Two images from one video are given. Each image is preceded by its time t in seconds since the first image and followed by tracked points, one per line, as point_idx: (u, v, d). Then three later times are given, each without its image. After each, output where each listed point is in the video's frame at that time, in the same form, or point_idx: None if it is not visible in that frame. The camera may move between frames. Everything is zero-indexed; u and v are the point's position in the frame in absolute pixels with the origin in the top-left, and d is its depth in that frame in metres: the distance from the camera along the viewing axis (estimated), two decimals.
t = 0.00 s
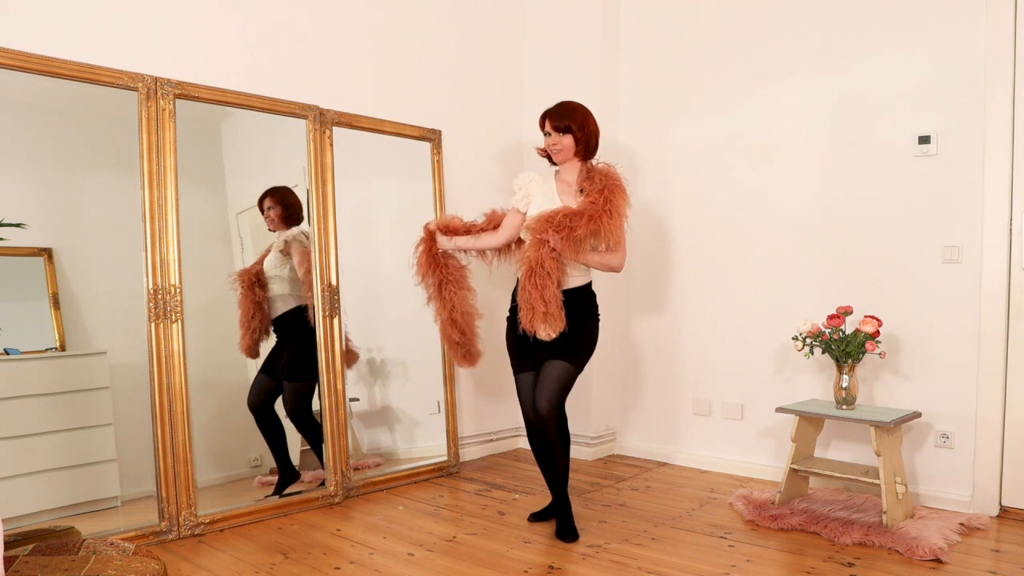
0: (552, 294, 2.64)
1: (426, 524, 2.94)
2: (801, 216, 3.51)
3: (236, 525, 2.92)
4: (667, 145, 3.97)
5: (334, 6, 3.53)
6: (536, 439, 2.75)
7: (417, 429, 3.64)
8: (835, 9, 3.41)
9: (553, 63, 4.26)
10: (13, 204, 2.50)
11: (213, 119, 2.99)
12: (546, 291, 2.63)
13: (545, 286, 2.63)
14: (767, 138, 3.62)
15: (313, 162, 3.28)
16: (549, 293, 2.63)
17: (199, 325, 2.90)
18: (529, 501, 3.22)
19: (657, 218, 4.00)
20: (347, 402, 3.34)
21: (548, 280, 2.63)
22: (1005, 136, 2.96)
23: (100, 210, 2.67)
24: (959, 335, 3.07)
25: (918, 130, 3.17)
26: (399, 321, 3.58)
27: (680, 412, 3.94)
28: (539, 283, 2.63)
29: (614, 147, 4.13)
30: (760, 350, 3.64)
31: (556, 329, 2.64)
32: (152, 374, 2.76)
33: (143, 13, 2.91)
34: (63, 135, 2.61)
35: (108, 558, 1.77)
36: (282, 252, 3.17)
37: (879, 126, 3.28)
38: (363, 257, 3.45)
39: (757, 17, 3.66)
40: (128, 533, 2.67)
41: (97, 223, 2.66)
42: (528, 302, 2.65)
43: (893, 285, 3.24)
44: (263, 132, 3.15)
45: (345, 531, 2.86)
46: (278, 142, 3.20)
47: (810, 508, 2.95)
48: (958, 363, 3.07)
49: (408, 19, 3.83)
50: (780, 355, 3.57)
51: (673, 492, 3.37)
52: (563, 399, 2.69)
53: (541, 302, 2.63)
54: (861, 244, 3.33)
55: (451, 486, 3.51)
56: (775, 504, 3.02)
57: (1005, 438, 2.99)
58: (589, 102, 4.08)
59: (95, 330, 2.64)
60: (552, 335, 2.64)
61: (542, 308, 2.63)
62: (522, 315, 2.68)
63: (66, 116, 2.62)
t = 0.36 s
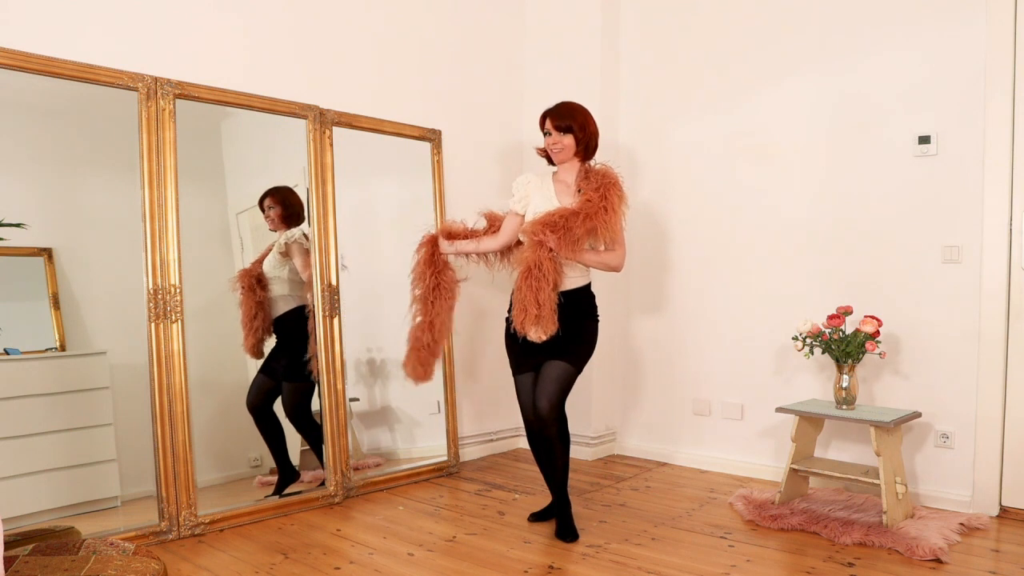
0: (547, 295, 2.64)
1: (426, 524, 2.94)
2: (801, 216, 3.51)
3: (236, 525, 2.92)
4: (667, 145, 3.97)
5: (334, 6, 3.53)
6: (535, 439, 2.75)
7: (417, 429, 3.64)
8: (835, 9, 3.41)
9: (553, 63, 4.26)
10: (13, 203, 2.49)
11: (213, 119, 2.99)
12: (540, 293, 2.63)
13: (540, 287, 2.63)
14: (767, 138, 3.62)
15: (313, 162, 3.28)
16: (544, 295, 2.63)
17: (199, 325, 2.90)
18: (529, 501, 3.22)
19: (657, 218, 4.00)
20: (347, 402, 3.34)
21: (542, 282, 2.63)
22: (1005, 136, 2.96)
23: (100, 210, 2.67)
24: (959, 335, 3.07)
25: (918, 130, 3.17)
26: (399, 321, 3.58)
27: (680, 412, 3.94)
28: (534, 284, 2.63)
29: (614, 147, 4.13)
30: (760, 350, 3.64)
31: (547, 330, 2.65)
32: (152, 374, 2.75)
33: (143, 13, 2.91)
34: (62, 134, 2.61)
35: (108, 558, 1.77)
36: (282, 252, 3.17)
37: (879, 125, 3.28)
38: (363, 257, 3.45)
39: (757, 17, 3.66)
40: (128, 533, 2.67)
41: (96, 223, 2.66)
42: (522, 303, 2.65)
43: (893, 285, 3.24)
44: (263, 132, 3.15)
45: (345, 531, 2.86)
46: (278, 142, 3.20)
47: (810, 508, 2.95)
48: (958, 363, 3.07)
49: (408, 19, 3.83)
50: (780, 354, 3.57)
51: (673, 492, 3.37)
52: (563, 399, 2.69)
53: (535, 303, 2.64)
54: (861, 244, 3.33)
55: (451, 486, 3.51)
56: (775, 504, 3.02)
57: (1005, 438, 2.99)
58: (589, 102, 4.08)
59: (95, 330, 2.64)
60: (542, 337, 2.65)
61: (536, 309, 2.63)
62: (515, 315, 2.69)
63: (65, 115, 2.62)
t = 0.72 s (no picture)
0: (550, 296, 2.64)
1: (426, 524, 2.94)
2: (801, 215, 3.51)
3: (236, 525, 2.92)
4: (667, 145, 3.97)
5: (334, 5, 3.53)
6: (536, 438, 2.75)
7: (417, 429, 3.64)
8: (835, 9, 3.41)
9: (553, 63, 4.26)
10: (13, 204, 2.49)
11: (213, 118, 2.99)
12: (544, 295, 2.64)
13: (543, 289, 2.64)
14: (767, 137, 3.62)
15: (313, 162, 3.28)
16: (549, 296, 2.63)
17: (199, 325, 2.90)
18: (529, 501, 3.22)
19: (657, 218, 3.99)
20: (347, 402, 3.34)
21: (547, 284, 2.63)
22: (1005, 136, 2.96)
23: (101, 210, 2.67)
24: (959, 335, 3.07)
25: (918, 130, 3.18)
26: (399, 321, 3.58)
27: (680, 412, 3.94)
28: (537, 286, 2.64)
29: (614, 147, 4.13)
30: (760, 349, 3.64)
31: (556, 331, 2.63)
32: (152, 374, 2.75)
33: (143, 12, 2.91)
34: (62, 134, 2.61)
35: (108, 558, 1.77)
36: (281, 252, 3.16)
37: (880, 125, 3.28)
38: (362, 256, 3.45)
39: (757, 18, 3.66)
40: (128, 533, 2.66)
41: (96, 223, 2.66)
42: (528, 307, 2.65)
43: (892, 285, 3.24)
44: (263, 132, 3.15)
45: (345, 531, 2.86)
46: (278, 141, 3.20)
47: (810, 508, 2.95)
48: (958, 362, 3.07)
49: (408, 19, 3.83)
50: (779, 355, 3.57)
51: (673, 492, 3.37)
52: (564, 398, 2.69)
53: (539, 305, 2.63)
54: (861, 243, 3.33)
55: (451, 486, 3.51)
56: (775, 504, 3.02)
57: (1005, 438, 2.99)
58: (589, 102, 4.08)
59: (95, 330, 2.64)
60: (550, 338, 2.63)
61: (542, 312, 2.63)
62: (521, 318, 2.68)
63: (65, 115, 2.62)
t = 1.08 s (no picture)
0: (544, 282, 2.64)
1: (426, 524, 2.94)
2: (801, 215, 3.51)
3: (236, 525, 2.92)
4: (667, 144, 3.97)
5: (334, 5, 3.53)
6: (542, 431, 2.77)
7: (417, 429, 3.64)
8: (835, 9, 3.41)
9: (553, 63, 4.26)
10: (14, 204, 2.49)
11: (213, 119, 2.99)
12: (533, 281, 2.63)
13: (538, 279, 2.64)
14: (767, 137, 3.62)
15: (313, 162, 3.28)
16: (547, 286, 2.61)
17: (199, 325, 2.90)
18: (529, 501, 3.22)
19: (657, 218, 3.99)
20: (347, 402, 3.34)
21: (543, 274, 2.61)
22: (1005, 136, 2.96)
23: (101, 210, 2.67)
24: (959, 335, 3.07)
25: (918, 130, 3.17)
26: (398, 321, 3.58)
27: (680, 412, 3.94)
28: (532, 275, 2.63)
29: (614, 147, 4.12)
30: (760, 349, 3.64)
31: (559, 318, 2.63)
32: (152, 374, 2.75)
33: (143, 13, 2.91)
34: (62, 134, 2.60)
35: (108, 559, 1.77)
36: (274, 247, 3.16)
37: (880, 125, 3.28)
38: (362, 256, 3.45)
39: (757, 18, 3.66)
40: (128, 533, 2.66)
41: (96, 224, 2.66)
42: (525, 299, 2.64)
43: (892, 285, 3.24)
44: (263, 132, 3.15)
45: (345, 531, 2.86)
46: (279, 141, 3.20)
47: (810, 508, 2.95)
48: (958, 363, 3.07)
49: (408, 19, 3.83)
50: (779, 355, 3.57)
51: (673, 492, 3.37)
52: (566, 395, 2.69)
53: (539, 296, 2.62)
54: (861, 243, 3.33)
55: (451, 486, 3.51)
56: (775, 504, 3.02)
57: (1005, 438, 2.99)
58: (589, 102, 4.08)
59: (95, 330, 2.64)
60: (554, 326, 2.63)
61: (540, 302, 2.61)
62: (523, 313, 2.67)
63: (65, 115, 2.61)
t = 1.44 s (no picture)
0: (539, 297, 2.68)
1: (426, 524, 2.94)
2: (802, 215, 3.50)
3: (236, 525, 2.92)
4: (667, 145, 3.97)
5: (334, 5, 3.53)
6: (542, 432, 2.77)
7: (417, 429, 3.64)
8: (835, 9, 3.41)
9: (553, 63, 4.26)
10: (14, 203, 2.49)
11: (213, 119, 2.99)
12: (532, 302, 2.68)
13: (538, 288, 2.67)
14: (767, 137, 3.62)
15: (313, 162, 3.28)
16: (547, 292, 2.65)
17: (199, 324, 2.90)
18: (529, 501, 3.22)
19: (657, 218, 3.99)
20: (347, 402, 3.34)
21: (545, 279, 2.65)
22: (1005, 136, 2.96)
23: (101, 210, 2.67)
24: (959, 335, 3.07)
25: (918, 130, 3.18)
26: (398, 321, 3.58)
27: (680, 413, 3.94)
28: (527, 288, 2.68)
29: (614, 147, 4.13)
30: (760, 349, 3.64)
31: (542, 329, 2.67)
32: (152, 374, 2.75)
33: (143, 12, 2.91)
34: (62, 134, 2.60)
35: (108, 558, 1.77)
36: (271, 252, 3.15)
37: (880, 125, 3.28)
38: (362, 257, 3.45)
39: (757, 18, 3.66)
40: (128, 533, 2.66)
41: (96, 224, 2.66)
42: (517, 300, 2.69)
43: (892, 285, 3.24)
44: (263, 132, 3.15)
45: (345, 531, 2.86)
46: (279, 142, 3.20)
47: (810, 508, 2.95)
48: (958, 362, 3.07)
49: (408, 19, 3.83)
50: (780, 355, 3.57)
51: (673, 492, 3.37)
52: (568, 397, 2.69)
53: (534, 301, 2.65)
54: (861, 243, 3.33)
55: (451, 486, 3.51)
56: (775, 504, 3.02)
57: (1005, 438, 2.99)
58: (589, 102, 4.08)
59: (95, 330, 2.64)
60: (535, 338, 2.67)
61: (534, 306, 2.65)
62: (512, 314, 2.72)
63: (65, 115, 2.61)
